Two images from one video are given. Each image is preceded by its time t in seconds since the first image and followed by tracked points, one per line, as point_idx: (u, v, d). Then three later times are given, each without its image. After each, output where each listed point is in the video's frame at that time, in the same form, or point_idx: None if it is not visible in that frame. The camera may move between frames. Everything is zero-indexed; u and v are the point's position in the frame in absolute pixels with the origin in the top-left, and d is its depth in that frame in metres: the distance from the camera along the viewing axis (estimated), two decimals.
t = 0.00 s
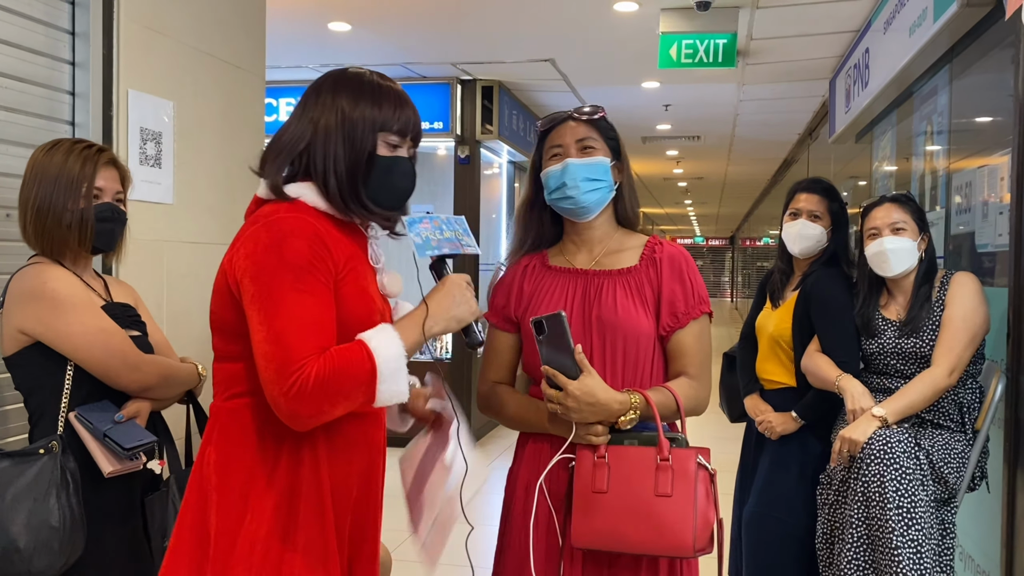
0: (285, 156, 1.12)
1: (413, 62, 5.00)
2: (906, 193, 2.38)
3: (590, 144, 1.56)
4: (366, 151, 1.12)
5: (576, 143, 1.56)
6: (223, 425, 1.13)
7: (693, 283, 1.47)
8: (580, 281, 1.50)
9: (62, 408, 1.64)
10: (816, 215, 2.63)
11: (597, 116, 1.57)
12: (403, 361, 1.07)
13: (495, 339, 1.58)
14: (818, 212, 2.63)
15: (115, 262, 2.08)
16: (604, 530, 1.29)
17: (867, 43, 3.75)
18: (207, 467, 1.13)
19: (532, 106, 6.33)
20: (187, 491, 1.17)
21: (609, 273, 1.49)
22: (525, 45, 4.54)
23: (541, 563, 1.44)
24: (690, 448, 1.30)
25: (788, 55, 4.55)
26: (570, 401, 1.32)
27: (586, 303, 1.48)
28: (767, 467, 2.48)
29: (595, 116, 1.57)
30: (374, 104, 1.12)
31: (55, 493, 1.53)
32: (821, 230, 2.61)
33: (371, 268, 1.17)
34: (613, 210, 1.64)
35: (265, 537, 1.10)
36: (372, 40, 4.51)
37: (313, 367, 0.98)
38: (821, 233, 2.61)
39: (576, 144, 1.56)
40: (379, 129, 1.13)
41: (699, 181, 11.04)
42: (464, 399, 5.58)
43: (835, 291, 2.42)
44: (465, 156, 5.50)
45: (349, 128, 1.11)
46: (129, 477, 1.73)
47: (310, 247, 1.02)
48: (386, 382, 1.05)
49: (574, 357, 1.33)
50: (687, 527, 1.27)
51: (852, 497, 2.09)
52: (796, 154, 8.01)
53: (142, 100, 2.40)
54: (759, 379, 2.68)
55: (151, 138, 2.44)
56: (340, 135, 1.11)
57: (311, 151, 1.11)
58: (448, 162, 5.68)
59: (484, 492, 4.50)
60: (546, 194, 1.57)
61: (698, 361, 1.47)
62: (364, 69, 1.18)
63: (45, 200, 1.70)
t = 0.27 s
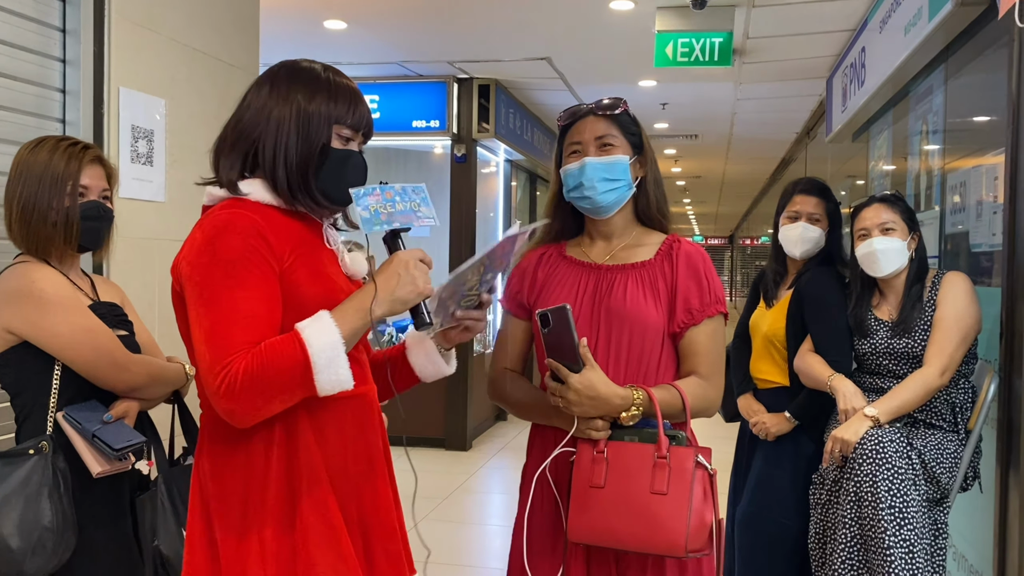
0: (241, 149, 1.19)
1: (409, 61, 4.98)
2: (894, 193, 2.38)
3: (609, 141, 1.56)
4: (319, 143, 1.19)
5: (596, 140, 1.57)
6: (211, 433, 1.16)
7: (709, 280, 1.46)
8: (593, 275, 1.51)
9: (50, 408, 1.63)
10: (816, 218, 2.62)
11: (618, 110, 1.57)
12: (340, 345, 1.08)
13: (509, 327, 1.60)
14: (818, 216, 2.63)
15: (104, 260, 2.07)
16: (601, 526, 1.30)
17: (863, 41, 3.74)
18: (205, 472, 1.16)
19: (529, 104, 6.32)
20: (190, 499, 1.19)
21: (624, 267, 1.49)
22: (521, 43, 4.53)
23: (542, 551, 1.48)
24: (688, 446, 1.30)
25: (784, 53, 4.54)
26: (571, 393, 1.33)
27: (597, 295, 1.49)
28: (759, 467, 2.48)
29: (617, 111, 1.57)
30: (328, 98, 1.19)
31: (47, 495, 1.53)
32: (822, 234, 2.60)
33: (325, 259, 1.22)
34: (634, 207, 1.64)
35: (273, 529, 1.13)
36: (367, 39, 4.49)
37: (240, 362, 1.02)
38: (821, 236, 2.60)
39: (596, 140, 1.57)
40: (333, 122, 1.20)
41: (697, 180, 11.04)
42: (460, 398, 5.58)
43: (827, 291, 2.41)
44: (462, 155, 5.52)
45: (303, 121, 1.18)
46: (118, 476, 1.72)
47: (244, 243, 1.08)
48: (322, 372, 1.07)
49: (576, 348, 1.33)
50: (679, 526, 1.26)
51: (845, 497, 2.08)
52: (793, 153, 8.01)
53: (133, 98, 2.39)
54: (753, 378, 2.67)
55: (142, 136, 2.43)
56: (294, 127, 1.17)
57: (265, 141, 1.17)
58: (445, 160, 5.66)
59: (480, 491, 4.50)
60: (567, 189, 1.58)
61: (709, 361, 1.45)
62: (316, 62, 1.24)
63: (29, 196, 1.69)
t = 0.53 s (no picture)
0: (220, 144, 1.21)
1: (405, 58, 4.97)
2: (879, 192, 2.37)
3: (595, 148, 1.55)
4: (300, 136, 1.21)
5: (581, 149, 1.56)
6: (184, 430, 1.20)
7: (711, 279, 1.45)
8: (593, 277, 1.52)
9: (38, 408, 1.62)
10: (811, 218, 2.62)
11: (602, 112, 1.54)
12: (298, 358, 1.11)
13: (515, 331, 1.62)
14: (813, 216, 2.63)
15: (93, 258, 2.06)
16: (596, 528, 1.29)
17: (859, 39, 3.73)
18: (179, 468, 1.20)
19: (525, 102, 6.31)
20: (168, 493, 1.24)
21: (624, 268, 1.50)
22: (517, 40, 4.51)
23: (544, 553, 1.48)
24: (683, 448, 1.29)
25: (780, 51, 4.53)
26: (566, 397, 1.34)
27: (597, 298, 1.50)
28: (751, 466, 2.48)
29: (601, 115, 1.54)
30: (306, 92, 1.21)
31: (39, 496, 1.53)
32: (816, 233, 2.60)
33: (300, 258, 1.24)
34: (629, 206, 1.60)
35: (241, 527, 1.15)
36: (363, 36, 4.48)
37: (197, 367, 1.06)
38: (815, 235, 2.60)
39: (581, 149, 1.56)
40: (312, 116, 1.22)
41: (695, 177, 11.03)
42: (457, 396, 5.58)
43: (818, 289, 2.40)
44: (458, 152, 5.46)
45: (282, 114, 1.20)
46: (108, 477, 1.71)
47: (209, 245, 1.11)
48: (278, 385, 1.10)
49: (569, 352, 1.36)
50: (672, 529, 1.25)
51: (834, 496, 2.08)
52: (791, 151, 8.00)
53: (124, 95, 2.38)
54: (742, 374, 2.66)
55: (132, 133, 2.42)
56: (273, 122, 1.19)
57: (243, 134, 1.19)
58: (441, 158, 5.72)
59: (476, 489, 4.50)
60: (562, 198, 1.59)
61: (712, 361, 1.44)
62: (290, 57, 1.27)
63: (29, 193, 1.68)
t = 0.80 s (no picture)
0: (214, 139, 1.21)
1: (402, 54, 4.96)
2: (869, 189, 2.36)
3: (592, 150, 1.54)
4: (297, 132, 1.21)
5: (579, 149, 1.55)
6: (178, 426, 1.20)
7: (715, 274, 1.43)
8: (595, 273, 1.52)
9: (31, 406, 1.61)
10: (803, 214, 2.61)
11: (597, 112, 1.53)
12: (289, 354, 1.08)
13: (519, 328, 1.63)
14: (804, 212, 2.61)
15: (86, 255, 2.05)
16: (596, 527, 1.29)
17: (857, 36, 3.72)
18: (173, 464, 1.20)
19: (523, 98, 6.30)
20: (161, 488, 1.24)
21: (625, 264, 1.50)
22: (514, 37, 4.50)
23: (548, 550, 1.48)
24: (683, 446, 1.29)
25: (777, 48, 4.52)
26: (565, 395, 1.34)
27: (598, 293, 1.50)
28: (747, 463, 2.47)
29: (598, 115, 1.53)
30: (302, 87, 1.21)
31: (34, 498, 1.53)
32: (807, 229, 2.59)
33: (298, 254, 1.23)
34: (632, 202, 1.59)
35: (232, 526, 1.15)
36: (360, 32, 4.46)
37: (186, 363, 1.06)
38: (807, 231, 2.60)
39: (579, 149, 1.55)
40: (308, 110, 1.22)
41: (693, 175, 11.03)
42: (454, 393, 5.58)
43: (811, 288, 2.40)
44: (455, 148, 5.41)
45: (278, 109, 1.19)
46: (102, 475, 1.71)
47: (201, 240, 1.10)
48: (268, 382, 1.08)
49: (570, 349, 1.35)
50: (672, 528, 1.24)
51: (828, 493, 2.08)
52: (789, 148, 7.99)
53: (118, 90, 2.37)
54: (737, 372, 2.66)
55: (127, 129, 2.41)
56: (269, 116, 1.19)
57: (238, 129, 1.18)
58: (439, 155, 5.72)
59: (473, 486, 4.50)
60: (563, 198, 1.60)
61: (715, 357, 1.42)
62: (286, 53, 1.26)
63: (51, 193, 1.73)
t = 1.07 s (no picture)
0: (214, 133, 1.19)
1: (398, 49, 4.94)
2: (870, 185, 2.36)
3: (602, 143, 1.54)
4: (300, 126, 1.19)
5: (589, 142, 1.55)
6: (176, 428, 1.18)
7: (718, 273, 1.42)
8: (598, 270, 1.51)
9: (20, 403, 1.60)
10: (798, 208, 2.60)
11: (614, 104, 1.53)
12: (307, 359, 1.08)
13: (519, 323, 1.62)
14: (800, 206, 2.60)
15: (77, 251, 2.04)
16: (598, 528, 1.28)
17: (854, 32, 3.72)
18: (170, 466, 1.18)
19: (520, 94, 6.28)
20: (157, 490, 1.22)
21: (627, 261, 1.49)
22: (511, 32, 4.48)
23: (548, 549, 1.48)
24: (684, 447, 1.28)
25: (774, 44, 4.51)
26: (567, 395, 1.32)
27: (601, 290, 1.49)
28: (742, 460, 2.47)
29: (612, 108, 1.53)
30: (304, 78, 1.20)
31: (24, 496, 1.51)
32: (803, 224, 2.59)
33: (298, 252, 1.22)
34: (636, 200, 1.58)
35: (233, 529, 1.14)
36: (356, 27, 4.44)
37: (203, 364, 1.04)
38: (803, 226, 2.59)
39: (589, 142, 1.55)
40: (311, 103, 1.20)
41: (691, 171, 11.03)
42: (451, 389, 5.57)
43: (809, 283, 2.39)
44: (451, 145, 5.47)
45: (280, 100, 1.18)
46: (92, 472, 1.69)
47: (204, 238, 1.09)
48: (286, 385, 1.07)
49: (570, 348, 1.34)
50: (673, 530, 1.24)
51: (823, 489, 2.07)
52: (786, 145, 7.99)
53: (110, 85, 2.35)
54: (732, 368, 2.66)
55: (120, 124, 2.39)
56: (271, 109, 1.17)
57: (238, 122, 1.17)
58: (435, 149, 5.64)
59: (470, 483, 4.50)
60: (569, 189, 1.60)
61: (717, 357, 1.41)
62: (284, 40, 1.24)
63: (54, 189, 1.74)
